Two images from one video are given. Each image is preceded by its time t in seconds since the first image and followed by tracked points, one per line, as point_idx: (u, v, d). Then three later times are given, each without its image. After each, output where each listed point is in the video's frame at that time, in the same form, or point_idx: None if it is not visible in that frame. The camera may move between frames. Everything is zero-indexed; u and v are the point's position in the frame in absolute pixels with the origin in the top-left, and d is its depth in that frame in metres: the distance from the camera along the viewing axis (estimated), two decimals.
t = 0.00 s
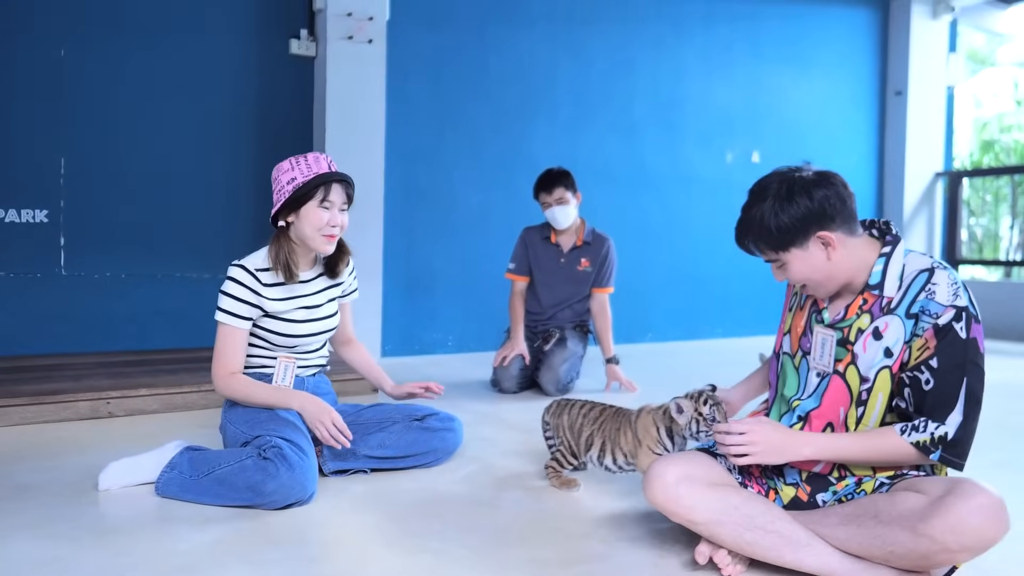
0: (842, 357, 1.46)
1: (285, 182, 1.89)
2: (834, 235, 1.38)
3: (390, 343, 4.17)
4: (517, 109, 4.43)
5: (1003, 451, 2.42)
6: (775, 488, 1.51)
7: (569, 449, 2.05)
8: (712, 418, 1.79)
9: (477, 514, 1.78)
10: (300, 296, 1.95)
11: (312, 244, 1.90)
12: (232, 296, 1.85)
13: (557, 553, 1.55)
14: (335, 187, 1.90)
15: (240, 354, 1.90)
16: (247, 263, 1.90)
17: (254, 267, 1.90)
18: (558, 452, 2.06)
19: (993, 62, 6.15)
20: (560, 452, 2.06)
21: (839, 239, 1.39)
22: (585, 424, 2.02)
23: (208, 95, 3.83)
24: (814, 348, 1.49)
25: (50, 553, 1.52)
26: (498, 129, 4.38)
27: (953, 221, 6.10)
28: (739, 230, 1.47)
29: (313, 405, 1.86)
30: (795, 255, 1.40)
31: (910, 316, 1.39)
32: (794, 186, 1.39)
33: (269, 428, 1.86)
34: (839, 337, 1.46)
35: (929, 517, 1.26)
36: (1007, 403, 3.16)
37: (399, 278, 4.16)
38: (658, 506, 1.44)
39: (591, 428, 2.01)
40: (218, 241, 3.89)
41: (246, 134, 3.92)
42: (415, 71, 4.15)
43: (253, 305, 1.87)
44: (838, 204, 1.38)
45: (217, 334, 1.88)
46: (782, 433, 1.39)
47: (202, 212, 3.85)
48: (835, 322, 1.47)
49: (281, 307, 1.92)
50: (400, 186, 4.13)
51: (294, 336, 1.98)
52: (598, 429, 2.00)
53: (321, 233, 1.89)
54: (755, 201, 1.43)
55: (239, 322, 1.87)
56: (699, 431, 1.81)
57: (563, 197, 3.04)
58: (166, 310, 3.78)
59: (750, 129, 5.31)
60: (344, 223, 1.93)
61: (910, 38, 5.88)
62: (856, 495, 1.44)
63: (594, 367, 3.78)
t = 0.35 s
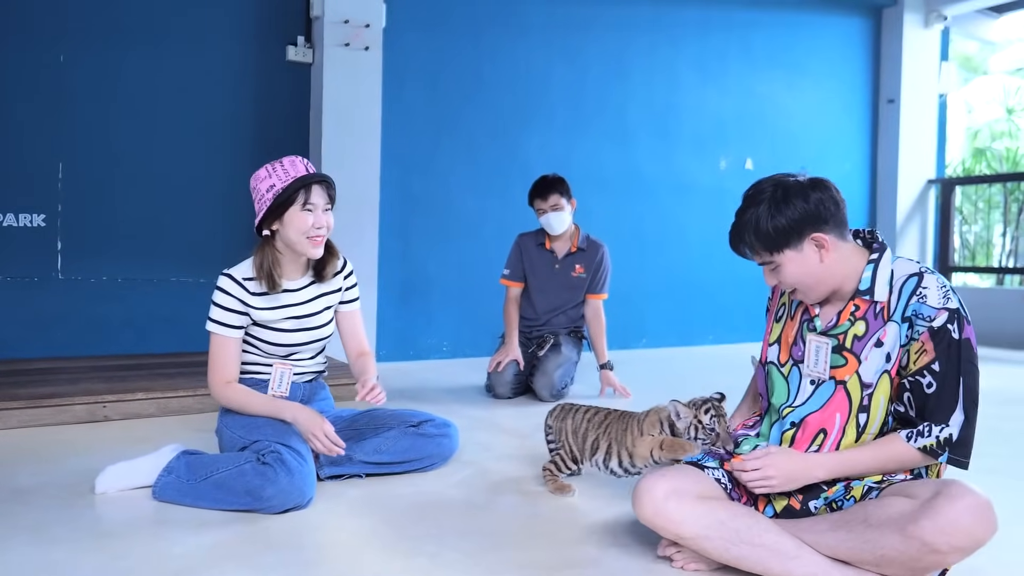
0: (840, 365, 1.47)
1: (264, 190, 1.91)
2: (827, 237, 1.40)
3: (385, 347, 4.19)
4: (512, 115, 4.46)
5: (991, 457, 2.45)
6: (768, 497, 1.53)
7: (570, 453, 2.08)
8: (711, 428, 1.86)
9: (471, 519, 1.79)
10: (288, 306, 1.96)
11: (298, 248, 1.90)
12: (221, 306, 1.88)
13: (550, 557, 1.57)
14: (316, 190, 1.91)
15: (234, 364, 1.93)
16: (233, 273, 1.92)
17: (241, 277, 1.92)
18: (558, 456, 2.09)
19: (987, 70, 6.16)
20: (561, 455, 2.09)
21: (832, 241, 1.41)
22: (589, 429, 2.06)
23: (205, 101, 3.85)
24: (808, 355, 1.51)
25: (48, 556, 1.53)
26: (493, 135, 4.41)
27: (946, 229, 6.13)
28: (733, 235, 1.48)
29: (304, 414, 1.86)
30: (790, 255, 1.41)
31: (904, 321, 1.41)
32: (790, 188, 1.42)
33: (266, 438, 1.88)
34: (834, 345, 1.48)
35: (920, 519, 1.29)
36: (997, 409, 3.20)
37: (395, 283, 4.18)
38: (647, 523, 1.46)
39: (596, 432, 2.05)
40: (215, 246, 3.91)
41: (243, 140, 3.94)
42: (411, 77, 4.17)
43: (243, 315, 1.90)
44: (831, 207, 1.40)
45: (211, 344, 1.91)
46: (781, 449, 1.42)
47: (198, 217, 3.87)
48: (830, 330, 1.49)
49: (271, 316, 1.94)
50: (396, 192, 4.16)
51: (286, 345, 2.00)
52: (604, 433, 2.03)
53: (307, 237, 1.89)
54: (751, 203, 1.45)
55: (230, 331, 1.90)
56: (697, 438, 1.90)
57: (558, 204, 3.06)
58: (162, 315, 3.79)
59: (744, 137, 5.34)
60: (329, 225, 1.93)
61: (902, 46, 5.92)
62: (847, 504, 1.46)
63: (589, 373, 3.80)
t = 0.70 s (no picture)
0: (816, 366, 1.50)
1: (273, 201, 1.90)
2: (816, 247, 1.43)
3: (382, 353, 4.20)
4: (508, 122, 4.49)
5: (982, 460, 2.48)
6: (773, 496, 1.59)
7: (575, 458, 2.05)
8: (712, 421, 1.85)
9: (469, 522, 1.81)
10: (290, 315, 1.96)
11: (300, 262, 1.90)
12: (222, 313, 1.89)
13: (547, 559, 1.59)
14: (325, 207, 1.90)
15: (235, 370, 1.95)
16: (238, 280, 1.93)
17: (245, 284, 1.93)
18: (562, 459, 2.07)
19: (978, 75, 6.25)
20: (564, 459, 2.08)
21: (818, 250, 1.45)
22: (595, 435, 2.02)
23: (202, 107, 3.87)
24: (785, 356, 1.53)
25: (49, 561, 1.54)
26: (489, 142, 4.43)
27: (939, 233, 6.17)
28: (721, 255, 1.47)
29: (304, 422, 1.90)
30: (787, 268, 1.42)
31: (881, 321, 1.44)
32: (775, 203, 1.43)
33: (265, 442, 1.89)
34: (810, 346, 1.50)
35: (909, 489, 1.31)
36: (990, 412, 3.23)
37: (392, 289, 4.20)
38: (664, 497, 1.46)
39: (602, 439, 2.01)
40: (211, 252, 3.92)
41: (239, 146, 3.96)
42: (407, 84, 4.20)
43: (245, 321, 1.91)
44: (815, 217, 1.44)
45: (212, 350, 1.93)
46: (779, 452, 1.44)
47: (195, 223, 3.88)
48: (804, 331, 1.52)
49: (274, 324, 1.95)
50: (392, 198, 4.18)
51: (287, 351, 2.01)
52: (610, 438, 1.99)
53: (310, 252, 1.89)
54: (739, 221, 1.44)
55: (231, 338, 1.91)
56: (699, 432, 1.86)
57: (553, 209, 3.08)
58: (159, 322, 3.80)
59: (738, 143, 5.38)
60: (333, 240, 1.93)
61: (895, 52, 5.97)
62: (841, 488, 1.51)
63: (585, 377, 3.82)
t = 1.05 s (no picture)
0: (812, 370, 1.54)
1: (278, 205, 1.91)
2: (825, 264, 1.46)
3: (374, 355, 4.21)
4: (500, 125, 4.51)
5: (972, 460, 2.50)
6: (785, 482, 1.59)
7: (571, 459, 2.03)
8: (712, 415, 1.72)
9: (465, 522, 1.82)
10: (292, 319, 1.97)
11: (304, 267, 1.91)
12: (224, 315, 1.89)
13: (542, 558, 1.60)
14: (330, 213, 1.91)
15: (234, 372, 1.96)
16: (240, 282, 1.93)
17: (247, 287, 1.93)
18: (558, 459, 2.06)
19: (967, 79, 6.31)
20: (561, 456, 2.06)
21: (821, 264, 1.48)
22: (591, 437, 1.99)
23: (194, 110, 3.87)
24: (780, 364, 1.54)
25: (46, 562, 1.54)
26: (481, 145, 4.45)
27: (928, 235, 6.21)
28: (746, 278, 1.41)
29: (304, 429, 1.90)
30: (810, 287, 1.41)
31: (872, 322, 1.53)
32: (795, 223, 1.39)
33: (259, 442, 1.89)
34: (807, 353, 1.54)
35: (923, 457, 1.39)
36: (979, 413, 3.26)
37: (385, 292, 4.21)
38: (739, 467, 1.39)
39: (601, 442, 1.97)
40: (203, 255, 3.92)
41: (231, 149, 3.96)
42: (399, 87, 4.21)
43: (247, 324, 1.92)
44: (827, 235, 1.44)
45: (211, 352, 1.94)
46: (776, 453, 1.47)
47: (187, 226, 3.88)
48: (799, 341, 1.55)
49: (277, 328, 1.96)
50: (385, 201, 4.19)
51: (288, 355, 2.02)
52: (612, 443, 1.95)
53: (314, 258, 1.90)
54: (766, 247, 1.38)
55: (231, 340, 1.92)
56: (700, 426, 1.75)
57: (546, 212, 3.10)
58: (151, 325, 3.80)
59: (729, 145, 5.41)
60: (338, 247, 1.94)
61: (884, 56, 6.02)
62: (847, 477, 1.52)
63: (577, 379, 3.83)
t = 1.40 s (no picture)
0: (801, 375, 1.56)
1: (271, 207, 1.90)
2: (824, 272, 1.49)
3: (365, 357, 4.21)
4: (490, 127, 4.52)
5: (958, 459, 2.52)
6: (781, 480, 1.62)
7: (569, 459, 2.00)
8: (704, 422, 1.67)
9: (456, 521, 1.83)
10: (285, 322, 1.98)
11: (297, 270, 1.92)
12: (216, 319, 1.90)
13: (534, 556, 1.62)
14: (324, 215, 1.91)
15: (226, 373, 1.96)
16: (231, 286, 1.94)
17: (240, 290, 1.93)
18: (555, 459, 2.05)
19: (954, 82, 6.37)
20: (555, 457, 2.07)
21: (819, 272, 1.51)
22: (587, 438, 1.95)
23: (182, 111, 3.86)
24: (770, 370, 1.56)
25: (38, 563, 1.55)
26: (471, 146, 4.46)
27: (915, 237, 6.27)
28: (757, 294, 1.42)
29: (296, 432, 1.91)
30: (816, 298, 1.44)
31: (857, 326, 1.56)
32: (798, 236, 1.41)
33: (252, 443, 1.89)
34: (796, 358, 1.56)
35: (917, 453, 1.44)
36: (965, 412, 3.29)
37: (375, 293, 4.21)
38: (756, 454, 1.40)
39: (596, 444, 1.92)
40: (193, 258, 3.91)
41: (220, 149, 3.96)
42: (389, 87, 4.21)
43: (239, 328, 1.92)
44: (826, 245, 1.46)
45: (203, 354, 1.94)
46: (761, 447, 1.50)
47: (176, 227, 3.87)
48: (789, 346, 1.57)
49: (270, 332, 1.97)
50: (376, 203, 4.19)
51: (281, 358, 2.03)
52: (607, 446, 1.89)
53: (307, 261, 1.91)
54: (774, 264, 1.39)
55: (223, 343, 1.92)
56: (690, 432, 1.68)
57: (536, 213, 3.12)
58: (140, 326, 3.79)
59: (718, 148, 5.44)
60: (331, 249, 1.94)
61: (872, 58, 6.07)
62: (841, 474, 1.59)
63: (568, 380, 3.85)
